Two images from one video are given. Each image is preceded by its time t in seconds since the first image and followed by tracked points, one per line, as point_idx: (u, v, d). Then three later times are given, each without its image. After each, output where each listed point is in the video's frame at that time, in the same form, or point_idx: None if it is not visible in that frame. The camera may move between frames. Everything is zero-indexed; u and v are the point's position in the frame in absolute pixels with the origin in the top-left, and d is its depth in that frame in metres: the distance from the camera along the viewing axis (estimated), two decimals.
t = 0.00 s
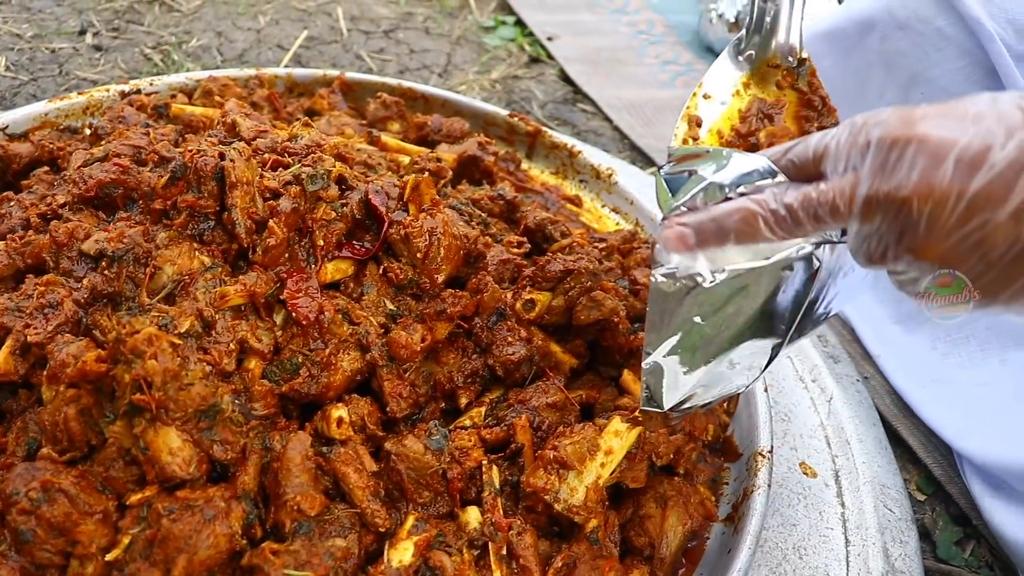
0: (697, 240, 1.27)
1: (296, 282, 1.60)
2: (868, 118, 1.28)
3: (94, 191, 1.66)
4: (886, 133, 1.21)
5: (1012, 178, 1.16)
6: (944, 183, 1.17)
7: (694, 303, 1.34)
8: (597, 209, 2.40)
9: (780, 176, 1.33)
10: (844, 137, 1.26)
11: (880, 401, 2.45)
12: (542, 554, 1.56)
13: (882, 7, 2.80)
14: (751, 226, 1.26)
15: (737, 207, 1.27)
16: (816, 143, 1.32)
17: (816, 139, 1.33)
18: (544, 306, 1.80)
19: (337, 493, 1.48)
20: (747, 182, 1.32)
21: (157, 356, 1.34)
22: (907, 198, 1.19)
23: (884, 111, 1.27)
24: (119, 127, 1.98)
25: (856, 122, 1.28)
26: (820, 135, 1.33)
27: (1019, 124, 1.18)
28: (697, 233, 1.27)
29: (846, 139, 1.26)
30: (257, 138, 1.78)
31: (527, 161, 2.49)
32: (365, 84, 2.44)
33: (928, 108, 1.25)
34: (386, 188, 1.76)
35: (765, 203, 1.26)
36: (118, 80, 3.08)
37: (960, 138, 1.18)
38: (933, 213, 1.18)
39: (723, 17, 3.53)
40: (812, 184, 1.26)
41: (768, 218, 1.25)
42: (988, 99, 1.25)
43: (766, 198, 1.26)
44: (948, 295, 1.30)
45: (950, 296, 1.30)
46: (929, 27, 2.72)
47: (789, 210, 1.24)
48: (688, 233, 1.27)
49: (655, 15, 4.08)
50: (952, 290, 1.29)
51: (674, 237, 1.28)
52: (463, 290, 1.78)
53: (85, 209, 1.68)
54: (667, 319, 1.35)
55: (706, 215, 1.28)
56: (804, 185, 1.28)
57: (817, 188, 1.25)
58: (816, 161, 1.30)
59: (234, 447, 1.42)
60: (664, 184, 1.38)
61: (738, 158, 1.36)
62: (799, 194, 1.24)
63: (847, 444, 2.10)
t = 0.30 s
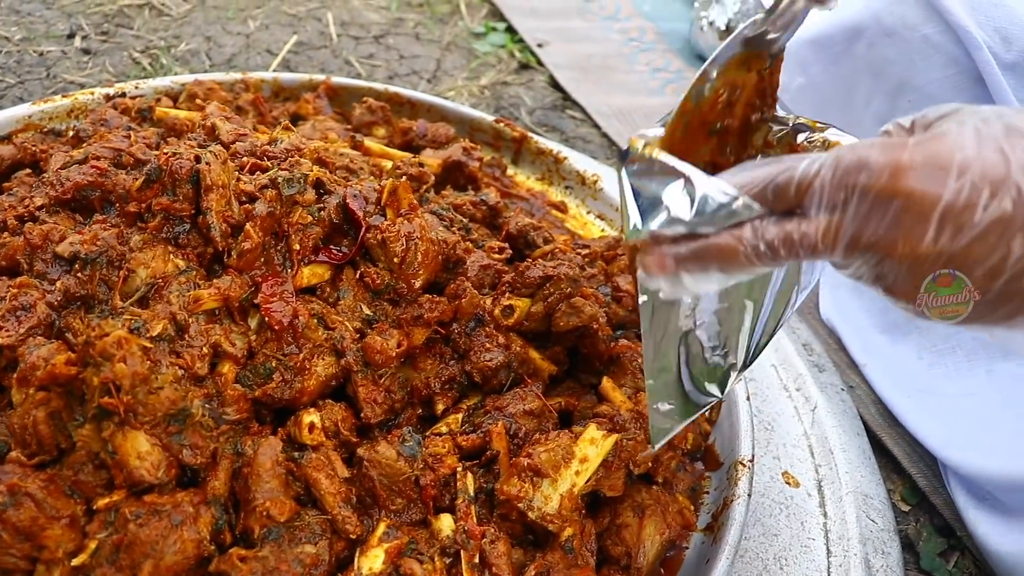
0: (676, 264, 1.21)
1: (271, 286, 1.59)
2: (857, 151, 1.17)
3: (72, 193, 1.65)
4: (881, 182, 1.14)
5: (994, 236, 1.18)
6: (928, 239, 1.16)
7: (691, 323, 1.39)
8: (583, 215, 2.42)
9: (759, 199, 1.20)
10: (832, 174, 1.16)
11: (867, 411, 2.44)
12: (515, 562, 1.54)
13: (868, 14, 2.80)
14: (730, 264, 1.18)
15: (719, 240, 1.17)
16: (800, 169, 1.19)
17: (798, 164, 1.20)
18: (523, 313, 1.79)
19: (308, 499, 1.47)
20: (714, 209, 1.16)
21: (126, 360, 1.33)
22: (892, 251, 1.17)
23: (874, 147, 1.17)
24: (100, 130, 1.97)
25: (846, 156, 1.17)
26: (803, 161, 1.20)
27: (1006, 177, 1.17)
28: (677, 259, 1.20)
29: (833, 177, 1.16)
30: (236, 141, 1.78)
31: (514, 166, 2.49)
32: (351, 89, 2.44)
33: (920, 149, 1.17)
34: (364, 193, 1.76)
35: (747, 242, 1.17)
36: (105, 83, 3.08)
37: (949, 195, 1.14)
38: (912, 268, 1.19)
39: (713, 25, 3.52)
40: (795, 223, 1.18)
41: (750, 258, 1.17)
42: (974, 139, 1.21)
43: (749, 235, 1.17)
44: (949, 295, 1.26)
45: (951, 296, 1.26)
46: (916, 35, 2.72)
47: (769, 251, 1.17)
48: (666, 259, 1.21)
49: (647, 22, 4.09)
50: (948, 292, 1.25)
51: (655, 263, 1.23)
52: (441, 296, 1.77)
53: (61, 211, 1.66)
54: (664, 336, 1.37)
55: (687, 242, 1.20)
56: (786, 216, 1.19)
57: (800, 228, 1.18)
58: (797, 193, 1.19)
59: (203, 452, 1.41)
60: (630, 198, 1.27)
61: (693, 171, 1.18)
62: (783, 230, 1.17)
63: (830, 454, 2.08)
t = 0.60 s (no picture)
0: (671, 298, 1.29)
1: (253, 278, 1.58)
2: (867, 200, 1.26)
3: (55, 185, 1.64)
4: (889, 240, 1.26)
5: (998, 290, 1.32)
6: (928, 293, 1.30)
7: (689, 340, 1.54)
8: (575, 214, 2.41)
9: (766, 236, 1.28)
10: (838, 226, 1.26)
11: (858, 412, 2.41)
12: (497, 560, 1.52)
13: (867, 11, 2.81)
14: (726, 300, 1.30)
15: (716, 280, 1.27)
16: (809, 212, 1.26)
17: (808, 203, 1.27)
18: (509, 309, 1.78)
19: (288, 493, 1.45)
20: (710, 250, 1.21)
21: (103, 350, 1.31)
22: (893, 300, 1.31)
23: (885, 197, 1.27)
24: (88, 123, 1.96)
25: (856, 205, 1.26)
26: (812, 199, 1.27)
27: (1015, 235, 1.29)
28: (673, 295, 1.29)
29: (840, 230, 1.26)
30: (222, 135, 1.77)
31: (505, 164, 2.49)
32: (343, 85, 2.44)
33: (932, 203, 1.27)
34: (350, 186, 1.75)
35: (745, 282, 1.28)
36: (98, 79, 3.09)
37: (958, 254, 1.27)
38: (909, 313, 1.34)
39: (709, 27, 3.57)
40: (798, 265, 1.31)
41: (745, 295, 1.29)
42: (982, 185, 1.31)
43: (748, 277, 1.28)
44: (949, 295, 1.31)
45: (952, 295, 1.32)
46: (910, 32, 2.71)
47: (767, 291, 1.30)
48: (661, 293, 1.29)
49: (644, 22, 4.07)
50: (946, 294, 1.31)
51: (647, 295, 1.29)
52: (427, 291, 1.76)
53: (45, 203, 1.65)
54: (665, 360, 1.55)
55: (684, 280, 1.28)
56: (790, 257, 1.31)
57: (801, 270, 1.31)
58: (804, 234, 1.27)
59: (180, 445, 1.39)
60: (620, 237, 1.30)
61: (687, 211, 1.24)
62: (782, 276, 1.30)
63: (821, 454, 2.06)
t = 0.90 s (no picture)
0: (682, 332, 1.22)
1: (237, 272, 1.57)
2: (895, 230, 1.21)
3: (42, 176, 1.63)
4: (917, 273, 1.21)
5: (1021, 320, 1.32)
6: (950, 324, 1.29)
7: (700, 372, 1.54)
8: (569, 213, 2.41)
9: (787, 267, 1.22)
10: (866, 258, 1.20)
11: (853, 415, 2.40)
12: (478, 561, 1.50)
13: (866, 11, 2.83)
14: (740, 334, 1.23)
15: (732, 314, 1.20)
16: (833, 242, 1.20)
17: (832, 232, 1.21)
18: (498, 307, 1.76)
19: (268, 490, 1.44)
20: (724, 282, 1.16)
21: (82, 342, 1.30)
22: (915, 332, 1.28)
23: (914, 228, 1.21)
24: (80, 116, 1.96)
25: (883, 237, 1.20)
26: (837, 229, 1.22)
27: None
28: (684, 328, 1.22)
29: (868, 262, 1.20)
30: (212, 128, 1.77)
31: (500, 163, 2.45)
32: (339, 83, 2.44)
33: (961, 233, 1.23)
34: (339, 181, 1.75)
35: (761, 315, 1.21)
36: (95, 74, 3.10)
37: (981, 287, 1.26)
38: (930, 343, 1.31)
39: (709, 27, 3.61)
40: (819, 297, 1.25)
41: (761, 329, 1.23)
42: (1011, 213, 1.28)
43: (765, 311, 1.21)
44: (948, 294, 1.25)
45: (949, 295, 1.26)
46: (910, 31, 2.77)
47: (785, 325, 1.24)
48: (672, 326, 1.22)
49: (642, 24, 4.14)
50: (944, 294, 1.25)
51: (658, 328, 1.23)
52: (415, 287, 1.75)
53: (32, 195, 1.64)
54: (676, 395, 1.52)
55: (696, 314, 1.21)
56: (811, 288, 1.24)
57: (822, 303, 1.25)
58: (826, 266, 1.21)
59: (160, 438, 1.38)
60: (627, 263, 1.26)
61: (701, 240, 1.20)
62: (804, 309, 1.24)
63: (814, 458, 2.05)
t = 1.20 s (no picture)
0: (683, 341, 1.17)
1: (215, 269, 1.57)
2: (904, 224, 1.14)
3: (21, 173, 1.58)
4: (929, 269, 1.15)
5: None
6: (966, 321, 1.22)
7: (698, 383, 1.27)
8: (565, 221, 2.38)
9: (792, 266, 1.16)
10: (875, 254, 1.13)
11: (842, 419, 2.42)
12: (455, 561, 1.48)
13: (855, 15, 2.97)
14: (745, 338, 1.17)
15: (736, 319, 1.15)
16: (840, 239, 1.14)
17: (837, 229, 1.15)
18: (480, 306, 1.77)
19: (243, 488, 1.43)
20: (727, 286, 1.12)
21: (55, 336, 1.31)
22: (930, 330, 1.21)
23: (925, 221, 1.15)
24: (64, 115, 1.95)
25: (892, 232, 1.14)
26: (843, 225, 1.15)
27: None
28: (685, 336, 1.16)
29: (877, 258, 1.14)
30: (195, 126, 1.80)
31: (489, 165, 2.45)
32: (328, 85, 2.43)
33: (974, 224, 1.16)
34: (321, 179, 1.76)
35: (766, 319, 1.15)
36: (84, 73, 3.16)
37: (996, 281, 1.18)
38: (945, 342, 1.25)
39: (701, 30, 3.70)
40: (827, 297, 1.18)
41: (768, 333, 1.17)
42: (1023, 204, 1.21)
43: (771, 314, 1.15)
44: (947, 293, 1.19)
45: (949, 295, 1.19)
46: (898, 34, 2.89)
47: (793, 328, 1.17)
48: (673, 334, 1.16)
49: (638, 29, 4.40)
50: (944, 293, 1.18)
51: (659, 336, 1.15)
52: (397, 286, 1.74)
53: (11, 191, 1.58)
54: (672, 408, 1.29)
55: (698, 320, 1.15)
56: (818, 288, 1.18)
57: (830, 304, 1.18)
58: (834, 264, 1.15)
59: (133, 434, 1.37)
60: (622, 269, 1.18)
61: (702, 244, 1.14)
62: (812, 310, 1.17)
63: (801, 461, 2.02)
